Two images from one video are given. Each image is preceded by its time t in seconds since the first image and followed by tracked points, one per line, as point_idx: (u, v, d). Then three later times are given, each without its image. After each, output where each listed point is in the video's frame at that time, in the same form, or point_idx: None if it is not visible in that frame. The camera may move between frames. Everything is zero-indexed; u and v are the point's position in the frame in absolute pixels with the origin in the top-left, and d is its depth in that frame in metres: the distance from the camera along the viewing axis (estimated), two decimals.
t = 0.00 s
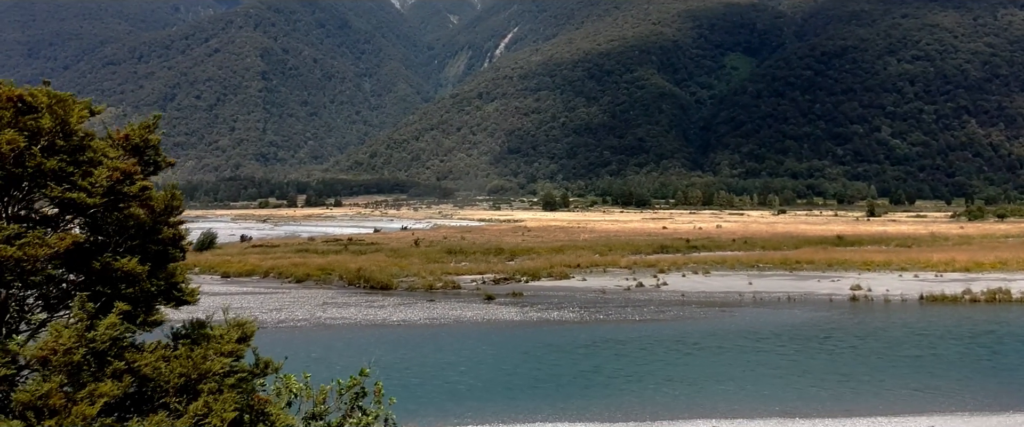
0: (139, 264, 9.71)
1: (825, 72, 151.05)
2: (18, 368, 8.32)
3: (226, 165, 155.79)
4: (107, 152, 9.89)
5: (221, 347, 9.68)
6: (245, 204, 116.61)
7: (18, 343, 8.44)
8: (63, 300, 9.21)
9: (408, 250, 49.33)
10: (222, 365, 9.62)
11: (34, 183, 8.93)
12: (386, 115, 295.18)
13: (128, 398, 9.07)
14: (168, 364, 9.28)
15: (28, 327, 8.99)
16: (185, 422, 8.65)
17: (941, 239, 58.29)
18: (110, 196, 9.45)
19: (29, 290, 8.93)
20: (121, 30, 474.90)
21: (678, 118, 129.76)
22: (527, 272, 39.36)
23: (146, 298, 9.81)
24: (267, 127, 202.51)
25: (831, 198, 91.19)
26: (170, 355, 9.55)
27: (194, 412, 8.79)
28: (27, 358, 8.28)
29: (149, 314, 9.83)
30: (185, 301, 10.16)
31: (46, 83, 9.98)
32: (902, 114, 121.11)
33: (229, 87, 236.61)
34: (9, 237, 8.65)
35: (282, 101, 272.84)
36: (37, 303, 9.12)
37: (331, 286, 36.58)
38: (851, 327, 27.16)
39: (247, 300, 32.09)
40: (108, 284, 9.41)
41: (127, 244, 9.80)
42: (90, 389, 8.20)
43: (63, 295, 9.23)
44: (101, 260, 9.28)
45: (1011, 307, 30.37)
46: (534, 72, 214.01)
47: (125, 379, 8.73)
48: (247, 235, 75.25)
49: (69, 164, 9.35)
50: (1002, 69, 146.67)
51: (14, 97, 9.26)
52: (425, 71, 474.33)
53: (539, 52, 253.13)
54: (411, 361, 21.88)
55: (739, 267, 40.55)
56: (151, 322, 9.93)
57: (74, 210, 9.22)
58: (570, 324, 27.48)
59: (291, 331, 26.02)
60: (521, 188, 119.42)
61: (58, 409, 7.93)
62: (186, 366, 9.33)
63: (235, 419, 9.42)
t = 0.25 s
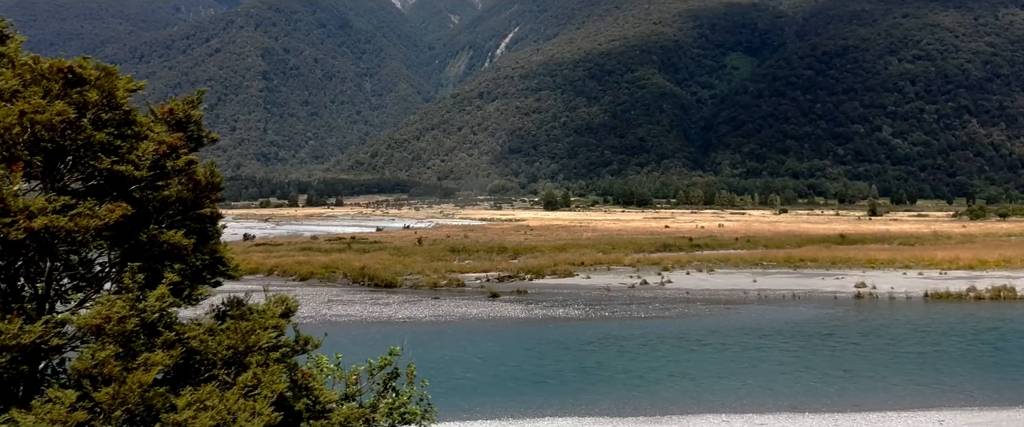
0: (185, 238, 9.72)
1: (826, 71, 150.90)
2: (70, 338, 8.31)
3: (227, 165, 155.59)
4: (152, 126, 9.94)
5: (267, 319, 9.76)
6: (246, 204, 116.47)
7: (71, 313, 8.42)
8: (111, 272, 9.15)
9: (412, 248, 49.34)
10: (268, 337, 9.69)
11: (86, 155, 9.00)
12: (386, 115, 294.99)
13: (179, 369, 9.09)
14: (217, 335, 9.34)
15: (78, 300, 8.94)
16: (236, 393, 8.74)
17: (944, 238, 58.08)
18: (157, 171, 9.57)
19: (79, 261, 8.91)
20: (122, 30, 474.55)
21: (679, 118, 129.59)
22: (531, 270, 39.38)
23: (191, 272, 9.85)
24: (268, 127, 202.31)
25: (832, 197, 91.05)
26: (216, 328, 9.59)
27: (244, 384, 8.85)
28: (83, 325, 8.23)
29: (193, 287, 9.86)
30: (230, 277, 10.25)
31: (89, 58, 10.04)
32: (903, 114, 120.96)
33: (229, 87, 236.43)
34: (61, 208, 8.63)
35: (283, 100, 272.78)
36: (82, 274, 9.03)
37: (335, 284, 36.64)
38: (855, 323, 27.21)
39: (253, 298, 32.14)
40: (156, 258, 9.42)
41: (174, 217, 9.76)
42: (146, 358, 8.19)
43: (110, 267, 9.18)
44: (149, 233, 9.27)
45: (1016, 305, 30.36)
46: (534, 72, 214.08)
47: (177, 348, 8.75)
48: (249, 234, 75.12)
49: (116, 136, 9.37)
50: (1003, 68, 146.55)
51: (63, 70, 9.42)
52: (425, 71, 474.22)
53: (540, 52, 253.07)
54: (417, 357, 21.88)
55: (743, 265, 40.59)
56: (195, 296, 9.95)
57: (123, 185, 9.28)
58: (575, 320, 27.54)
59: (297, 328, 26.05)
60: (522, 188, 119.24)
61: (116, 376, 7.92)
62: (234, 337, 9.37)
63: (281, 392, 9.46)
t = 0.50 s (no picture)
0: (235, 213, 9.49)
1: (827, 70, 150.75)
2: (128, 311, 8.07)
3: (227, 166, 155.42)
4: (202, 99, 9.79)
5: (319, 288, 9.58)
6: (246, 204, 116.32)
7: (127, 285, 8.17)
8: (164, 245, 8.88)
9: (416, 247, 49.34)
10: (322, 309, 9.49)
11: (138, 125, 8.80)
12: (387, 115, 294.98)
13: (233, 340, 8.83)
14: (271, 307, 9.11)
15: (131, 276, 8.69)
16: (293, 364, 8.54)
17: (947, 236, 57.86)
18: (206, 146, 9.26)
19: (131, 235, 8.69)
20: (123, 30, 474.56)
21: (680, 117, 129.48)
22: (535, 268, 39.36)
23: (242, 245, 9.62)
24: (269, 127, 202.14)
25: (834, 197, 90.87)
26: (269, 300, 9.37)
27: (299, 354, 8.67)
28: (139, 297, 7.99)
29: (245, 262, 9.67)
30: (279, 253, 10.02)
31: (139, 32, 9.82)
32: (904, 113, 120.83)
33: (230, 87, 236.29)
34: (116, 180, 8.42)
35: (283, 101, 272.83)
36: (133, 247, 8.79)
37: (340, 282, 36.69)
38: (860, 321, 27.21)
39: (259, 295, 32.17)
40: (207, 231, 9.16)
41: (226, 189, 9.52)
42: (207, 327, 7.95)
43: (163, 239, 8.92)
44: (200, 206, 9.03)
45: (1021, 301, 30.33)
46: (535, 71, 214.03)
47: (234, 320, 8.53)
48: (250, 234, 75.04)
49: (168, 112, 9.26)
50: (1004, 67, 146.43)
51: (118, 41, 9.37)
52: (426, 71, 474.41)
53: (541, 52, 252.89)
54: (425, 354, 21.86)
55: (748, 263, 40.65)
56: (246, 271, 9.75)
57: (175, 157, 9.08)
58: (580, 317, 27.50)
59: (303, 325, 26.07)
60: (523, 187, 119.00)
61: (178, 343, 7.65)
62: (287, 310, 9.17)
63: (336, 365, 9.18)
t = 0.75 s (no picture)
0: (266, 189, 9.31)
1: (828, 69, 150.59)
2: (162, 283, 7.96)
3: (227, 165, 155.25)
4: (230, 77, 9.86)
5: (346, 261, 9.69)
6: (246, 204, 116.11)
7: (160, 256, 7.96)
8: (194, 219, 8.84)
9: (419, 245, 49.35)
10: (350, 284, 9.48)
11: (170, 98, 8.76)
12: (388, 115, 294.80)
13: (264, 314, 8.77)
14: (301, 281, 9.11)
15: (160, 251, 8.53)
16: (325, 337, 8.49)
17: (950, 235, 57.68)
18: (236, 122, 9.32)
19: (162, 207, 8.58)
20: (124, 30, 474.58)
21: (682, 117, 129.35)
22: (538, 266, 39.38)
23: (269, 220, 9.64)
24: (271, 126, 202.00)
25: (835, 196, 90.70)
26: (297, 274, 9.40)
27: (331, 327, 8.66)
28: (171, 270, 7.88)
29: (272, 239, 9.71)
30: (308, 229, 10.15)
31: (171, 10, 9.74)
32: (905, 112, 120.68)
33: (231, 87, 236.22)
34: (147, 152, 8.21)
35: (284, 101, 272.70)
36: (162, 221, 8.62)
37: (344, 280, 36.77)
38: (864, 318, 27.17)
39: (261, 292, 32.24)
40: (237, 208, 9.26)
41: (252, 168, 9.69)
42: (243, 299, 7.82)
43: (193, 213, 8.85)
44: (229, 181, 9.07)
45: None
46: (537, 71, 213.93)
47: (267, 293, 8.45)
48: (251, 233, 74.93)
49: (196, 90, 9.32)
50: (1005, 67, 146.21)
51: (148, 15, 9.14)
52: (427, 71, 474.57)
53: (542, 52, 252.80)
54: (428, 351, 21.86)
55: (751, 261, 40.69)
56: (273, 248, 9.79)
57: (204, 131, 9.05)
58: (584, 314, 27.52)
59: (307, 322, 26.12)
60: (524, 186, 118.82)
61: (215, 313, 7.53)
62: (317, 285, 9.13)
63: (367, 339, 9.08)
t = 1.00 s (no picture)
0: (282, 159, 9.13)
1: (830, 69, 150.40)
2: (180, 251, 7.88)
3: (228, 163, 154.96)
4: (249, 49, 9.45)
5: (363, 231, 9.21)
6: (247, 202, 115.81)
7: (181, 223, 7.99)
8: (213, 194, 8.44)
9: (421, 243, 49.35)
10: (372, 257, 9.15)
11: (187, 72, 8.77)
12: (390, 114, 294.63)
13: (283, 286, 8.46)
14: (322, 250, 8.85)
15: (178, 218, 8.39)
16: (344, 307, 8.25)
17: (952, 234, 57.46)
18: (251, 95, 8.93)
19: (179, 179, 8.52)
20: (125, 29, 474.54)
21: (683, 117, 129.17)
22: (541, 263, 39.44)
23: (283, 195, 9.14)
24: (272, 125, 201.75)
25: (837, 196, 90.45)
26: (314, 247, 8.89)
27: (350, 297, 8.39)
28: (190, 238, 7.83)
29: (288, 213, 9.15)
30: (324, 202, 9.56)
31: None
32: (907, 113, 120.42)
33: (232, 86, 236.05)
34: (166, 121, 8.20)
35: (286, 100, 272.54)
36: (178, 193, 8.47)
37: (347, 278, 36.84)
38: (869, 316, 27.17)
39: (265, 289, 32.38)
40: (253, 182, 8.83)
41: (269, 143, 9.30)
42: (262, 266, 7.72)
43: (210, 193, 8.40)
44: (245, 153, 8.79)
45: None
46: (538, 70, 213.79)
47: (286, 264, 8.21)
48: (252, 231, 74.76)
49: (212, 59, 9.08)
50: (1007, 67, 146.05)
51: None
52: (428, 71, 474.50)
53: (544, 51, 252.61)
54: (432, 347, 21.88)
55: (753, 259, 40.73)
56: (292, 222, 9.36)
57: (220, 104, 8.85)
58: (588, 311, 27.54)
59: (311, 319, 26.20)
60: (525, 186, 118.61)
61: (232, 279, 7.49)
62: (335, 256, 8.78)
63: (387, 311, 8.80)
